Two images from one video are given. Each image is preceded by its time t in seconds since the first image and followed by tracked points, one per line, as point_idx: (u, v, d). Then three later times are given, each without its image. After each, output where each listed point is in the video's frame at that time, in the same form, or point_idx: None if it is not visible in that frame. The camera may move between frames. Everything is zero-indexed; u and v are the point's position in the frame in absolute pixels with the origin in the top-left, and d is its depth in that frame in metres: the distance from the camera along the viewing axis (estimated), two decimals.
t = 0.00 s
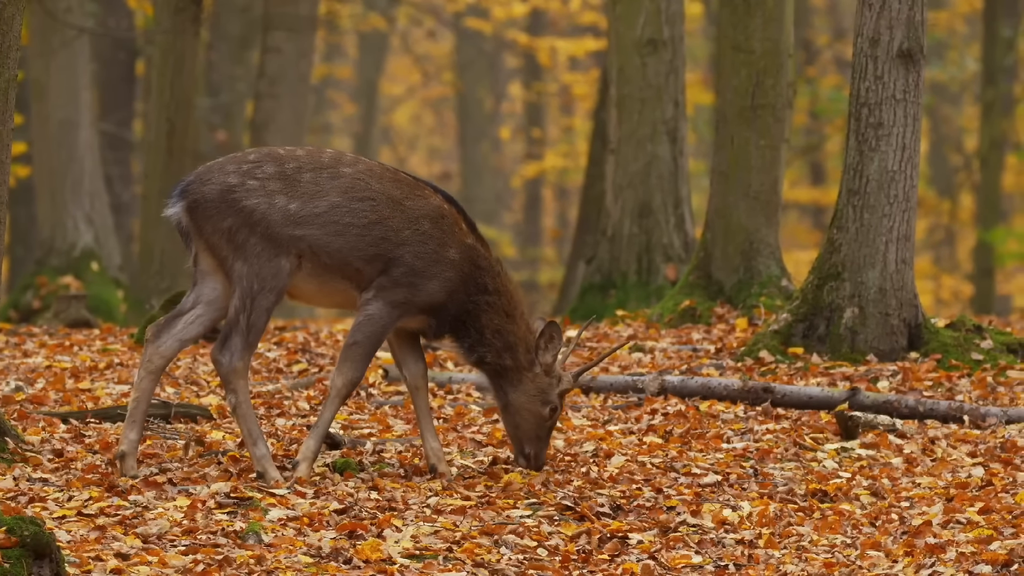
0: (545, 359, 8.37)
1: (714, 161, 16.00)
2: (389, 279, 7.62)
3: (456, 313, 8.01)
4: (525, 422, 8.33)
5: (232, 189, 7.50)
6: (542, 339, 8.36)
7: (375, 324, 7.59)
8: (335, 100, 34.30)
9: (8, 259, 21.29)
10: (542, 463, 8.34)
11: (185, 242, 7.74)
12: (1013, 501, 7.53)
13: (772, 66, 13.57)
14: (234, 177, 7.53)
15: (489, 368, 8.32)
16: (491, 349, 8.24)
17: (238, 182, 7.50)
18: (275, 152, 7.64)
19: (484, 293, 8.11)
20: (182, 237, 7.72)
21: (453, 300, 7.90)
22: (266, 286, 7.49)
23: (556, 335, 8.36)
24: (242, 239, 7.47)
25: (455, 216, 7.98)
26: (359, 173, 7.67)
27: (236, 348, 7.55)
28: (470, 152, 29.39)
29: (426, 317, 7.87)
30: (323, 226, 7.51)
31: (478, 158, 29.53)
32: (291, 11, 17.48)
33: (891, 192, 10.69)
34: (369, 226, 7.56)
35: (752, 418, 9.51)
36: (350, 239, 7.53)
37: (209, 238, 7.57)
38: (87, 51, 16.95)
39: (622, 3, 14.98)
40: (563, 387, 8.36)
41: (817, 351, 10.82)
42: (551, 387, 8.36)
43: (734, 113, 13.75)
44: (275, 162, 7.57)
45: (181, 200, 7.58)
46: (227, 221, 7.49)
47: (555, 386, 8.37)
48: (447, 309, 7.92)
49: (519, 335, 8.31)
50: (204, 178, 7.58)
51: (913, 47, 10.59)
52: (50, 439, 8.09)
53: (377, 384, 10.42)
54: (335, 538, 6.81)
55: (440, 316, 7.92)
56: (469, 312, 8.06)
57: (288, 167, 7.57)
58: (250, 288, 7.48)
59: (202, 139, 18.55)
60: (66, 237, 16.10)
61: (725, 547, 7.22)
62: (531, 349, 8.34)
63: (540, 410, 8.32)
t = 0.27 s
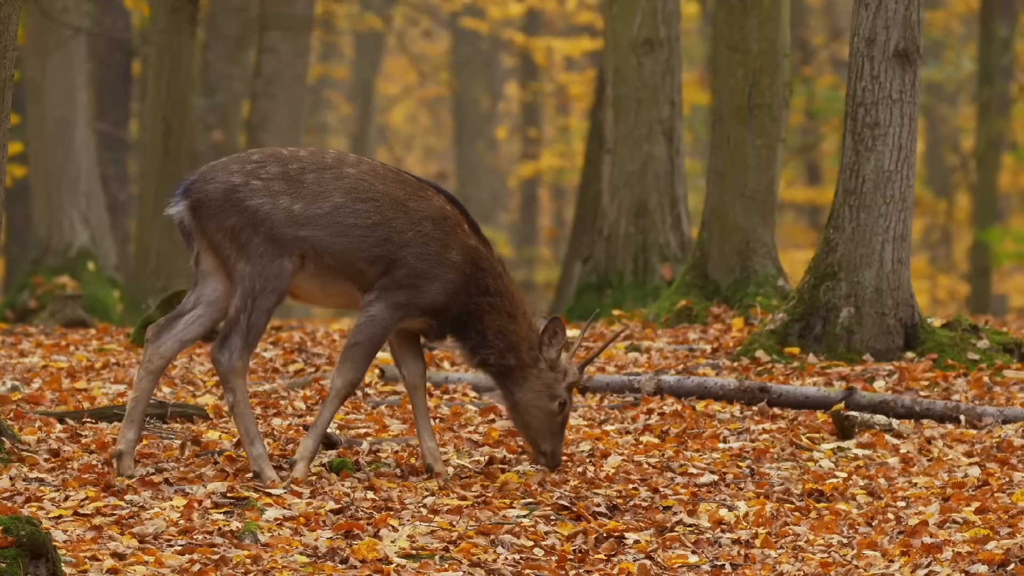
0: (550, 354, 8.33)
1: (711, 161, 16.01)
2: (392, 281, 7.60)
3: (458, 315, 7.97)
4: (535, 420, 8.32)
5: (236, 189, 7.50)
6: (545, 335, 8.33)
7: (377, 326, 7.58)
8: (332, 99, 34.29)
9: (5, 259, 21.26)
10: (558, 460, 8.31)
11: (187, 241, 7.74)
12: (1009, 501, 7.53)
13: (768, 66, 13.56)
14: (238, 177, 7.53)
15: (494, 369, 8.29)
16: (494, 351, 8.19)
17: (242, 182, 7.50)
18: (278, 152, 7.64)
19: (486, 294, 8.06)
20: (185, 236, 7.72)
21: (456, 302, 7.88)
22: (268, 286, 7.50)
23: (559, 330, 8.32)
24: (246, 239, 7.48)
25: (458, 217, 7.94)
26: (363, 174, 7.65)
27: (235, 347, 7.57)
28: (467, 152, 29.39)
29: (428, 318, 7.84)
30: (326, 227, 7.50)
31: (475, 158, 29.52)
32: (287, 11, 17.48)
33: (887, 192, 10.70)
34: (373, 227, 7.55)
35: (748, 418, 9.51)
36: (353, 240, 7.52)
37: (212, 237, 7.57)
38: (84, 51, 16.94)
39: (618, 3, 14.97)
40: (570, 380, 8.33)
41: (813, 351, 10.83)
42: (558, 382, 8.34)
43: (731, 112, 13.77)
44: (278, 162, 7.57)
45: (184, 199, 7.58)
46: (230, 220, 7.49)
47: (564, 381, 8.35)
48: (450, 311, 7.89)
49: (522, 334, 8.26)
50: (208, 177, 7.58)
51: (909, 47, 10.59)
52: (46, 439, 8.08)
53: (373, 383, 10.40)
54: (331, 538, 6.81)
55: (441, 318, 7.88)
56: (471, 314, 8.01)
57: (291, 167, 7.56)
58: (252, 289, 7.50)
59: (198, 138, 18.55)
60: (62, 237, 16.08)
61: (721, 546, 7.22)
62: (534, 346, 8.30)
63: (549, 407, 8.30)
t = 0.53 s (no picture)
0: (565, 336, 8.32)
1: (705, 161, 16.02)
2: (397, 283, 7.60)
3: (463, 314, 7.99)
4: (561, 406, 8.33)
5: (242, 188, 7.48)
6: (556, 318, 8.32)
7: (383, 328, 7.58)
8: (327, 99, 34.25)
9: None
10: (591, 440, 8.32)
11: (190, 240, 7.71)
12: (1004, 501, 7.53)
13: (764, 66, 13.56)
14: (244, 176, 7.51)
15: (510, 363, 8.28)
16: (502, 349, 8.21)
17: (248, 181, 7.49)
18: (284, 152, 7.63)
19: (489, 293, 8.07)
20: (188, 235, 7.70)
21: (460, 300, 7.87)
22: (271, 286, 7.48)
23: (570, 311, 8.32)
24: (251, 238, 7.46)
25: (460, 217, 7.94)
26: (368, 173, 7.65)
27: (235, 345, 7.57)
28: (462, 151, 29.38)
29: (433, 320, 7.84)
30: (332, 227, 7.49)
31: (470, 157, 29.52)
32: (283, 11, 17.48)
33: (882, 191, 10.71)
34: (378, 227, 7.54)
35: (743, 417, 9.51)
36: (359, 240, 7.52)
37: (217, 236, 7.55)
38: (79, 51, 16.92)
39: (614, 3, 14.96)
40: (588, 358, 8.31)
41: (808, 351, 10.83)
42: (579, 363, 8.33)
43: (725, 112, 13.77)
44: (284, 161, 7.56)
45: (189, 198, 7.55)
46: (236, 219, 7.47)
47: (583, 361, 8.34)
48: (454, 311, 7.89)
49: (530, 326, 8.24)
50: (213, 176, 7.57)
51: (904, 47, 10.60)
52: (41, 438, 8.06)
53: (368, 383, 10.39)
54: (327, 537, 6.80)
55: (446, 318, 7.89)
56: (476, 312, 8.02)
57: (297, 167, 7.55)
58: (255, 288, 7.48)
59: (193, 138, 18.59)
60: (57, 237, 16.05)
61: (717, 546, 7.23)
62: (546, 330, 8.29)
63: (573, 390, 8.31)
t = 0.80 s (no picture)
0: (585, 306, 8.35)
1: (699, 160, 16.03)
2: (408, 286, 7.58)
3: (477, 310, 7.95)
4: (593, 373, 8.38)
5: (248, 187, 7.48)
6: (573, 290, 8.34)
7: (404, 335, 7.59)
8: (321, 99, 34.22)
9: None
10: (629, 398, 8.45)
11: (193, 239, 7.73)
12: (998, 501, 7.53)
13: (758, 66, 13.58)
14: (249, 175, 7.51)
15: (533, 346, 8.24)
16: (520, 341, 8.19)
17: (253, 180, 7.49)
18: (288, 151, 7.61)
19: (497, 287, 8.00)
20: (191, 233, 7.71)
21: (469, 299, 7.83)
22: (273, 287, 7.51)
23: (586, 281, 8.37)
24: (255, 238, 7.48)
25: (462, 213, 7.86)
26: (371, 174, 7.62)
27: (233, 344, 7.61)
28: (457, 151, 29.37)
29: (446, 320, 7.82)
30: (337, 228, 7.48)
31: (464, 157, 29.51)
32: (277, 11, 17.46)
33: (877, 191, 10.72)
34: (383, 229, 7.52)
35: (738, 417, 9.51)
36: (364, 242, 7.50)
37: (221, 234, 7.56)
38: (73, 51, 16.90)
39: (608, 2, 14.94)
40: (610, 324, 8.35)
41: (802, 351, 10.83)
42: (602, 329, 8.38)
43: (720, 111, 13.77)
44: (289, 161, 7.55)
45: (194, 196, 7.56)
46: (240, 219, 7.49)
47: (607, 326, 8.40)
48: (465, 310, 7.86)
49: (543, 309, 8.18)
50: (218, 174, 7.57)
51: (898, 47, 10.60)
52: (36, 438, 8.05)
53: (363, 382, 10.37)
54: (321, 537, 6.79)
55: (458, 319, 7.87)
56: (488, 307, 7.98)
57: (301, 167, 7.54)
58: (257, 288, 7.51)
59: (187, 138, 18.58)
60: (52, 236, 16.00)
61: (711, 545, 7.23)
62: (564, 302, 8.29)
63: (602, 355, 8.37)
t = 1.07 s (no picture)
0: (596, 270, 8.42)
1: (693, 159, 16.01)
2: (418, 287, 7.67)
3: (492, 306, 8.05)
4: (615, 335, 8.52)
5: (251, 187, 7.48)
6: (584, 254, 8.41)
7: (429, 331, 7.69)
8: (314, 98, 34.17)
9: None
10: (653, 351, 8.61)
11: (192, 237, 7.69)
12: (992, 500, 7.53)
13: (752, 65, 13.56)
14: (252, 175, 7.50)
15: (555, 325, 8.37)
16: (542, 324, 8.32)
17: (258, 180, 7.49)
18: (291, 152, 7.63)
19: (506, 279, 8.07)
20: (190, 231, 7.67)
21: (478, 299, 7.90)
22: (272, 288, 7.50)
23: (595, 245, 8.43)
24: (257, 238, 7.47)
25: (463, 210, 7.91)
26: (373, 177, 7.65)
27: (231, 344, 7.59)
28: (451, 151, 29.34)
29: (460, 319, 7.89)
30: (339, 231, 7.51)
31: (458, 157, 29.49)
32: (271, 11, 17.44)
33: (871, 191, 10.73)
34: (386, 232, 7.56)
35: (732, 417, 9.52)
36: (366, 245, 7.53)
37: (222, 233, 7.54)
38: (67, 51, 16.85)
39: (602, 2, 14.92)
40: (623, 284, 8.45)
41: (796, 351, 10.83)
42: (616, 289, 8.48)
43: (714, 111, 13.79)
44: (292, 162, 7.56)
45: (196, 194, 7.53)
46: (243, 218, 7.47)
47: (622, 285, 8.50)
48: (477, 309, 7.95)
49: (553, 290, 8.27)
50: (221, 173, 7.55)
51: (892, 47, 10.60)
52: (29, 437, 8.02)
53: (357, 382, 10.35)
54: (315, 537, 6.78)
55: (471, 316, 7.95)
56: (501, 302, 8.07)
57: (304, 169, 7.56)
58: (257, 287, 7.50)
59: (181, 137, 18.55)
60: (46, 236, 15.95)
61: (705, 545, 7.23)
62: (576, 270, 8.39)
63: (621, 315, 8.50)
